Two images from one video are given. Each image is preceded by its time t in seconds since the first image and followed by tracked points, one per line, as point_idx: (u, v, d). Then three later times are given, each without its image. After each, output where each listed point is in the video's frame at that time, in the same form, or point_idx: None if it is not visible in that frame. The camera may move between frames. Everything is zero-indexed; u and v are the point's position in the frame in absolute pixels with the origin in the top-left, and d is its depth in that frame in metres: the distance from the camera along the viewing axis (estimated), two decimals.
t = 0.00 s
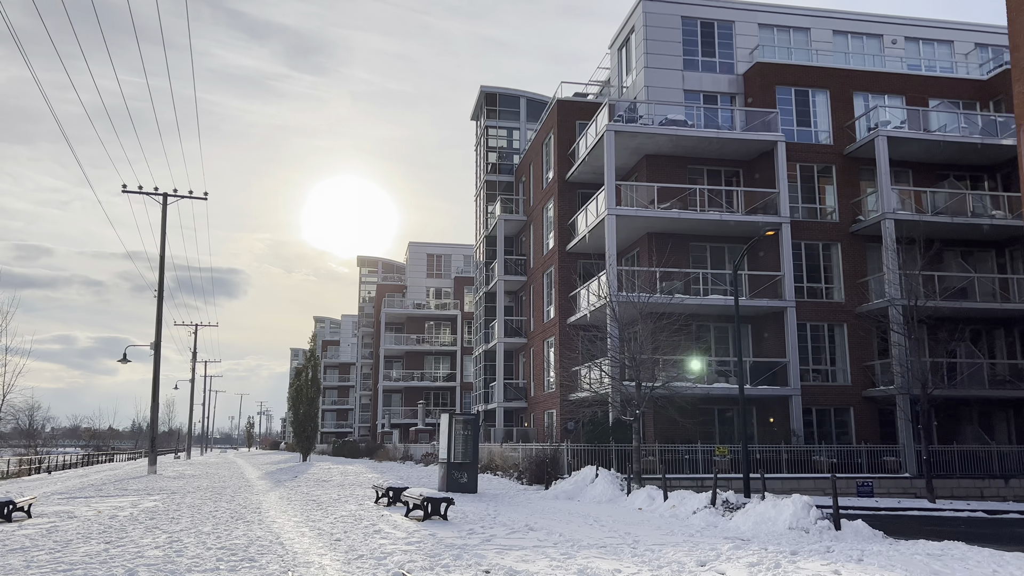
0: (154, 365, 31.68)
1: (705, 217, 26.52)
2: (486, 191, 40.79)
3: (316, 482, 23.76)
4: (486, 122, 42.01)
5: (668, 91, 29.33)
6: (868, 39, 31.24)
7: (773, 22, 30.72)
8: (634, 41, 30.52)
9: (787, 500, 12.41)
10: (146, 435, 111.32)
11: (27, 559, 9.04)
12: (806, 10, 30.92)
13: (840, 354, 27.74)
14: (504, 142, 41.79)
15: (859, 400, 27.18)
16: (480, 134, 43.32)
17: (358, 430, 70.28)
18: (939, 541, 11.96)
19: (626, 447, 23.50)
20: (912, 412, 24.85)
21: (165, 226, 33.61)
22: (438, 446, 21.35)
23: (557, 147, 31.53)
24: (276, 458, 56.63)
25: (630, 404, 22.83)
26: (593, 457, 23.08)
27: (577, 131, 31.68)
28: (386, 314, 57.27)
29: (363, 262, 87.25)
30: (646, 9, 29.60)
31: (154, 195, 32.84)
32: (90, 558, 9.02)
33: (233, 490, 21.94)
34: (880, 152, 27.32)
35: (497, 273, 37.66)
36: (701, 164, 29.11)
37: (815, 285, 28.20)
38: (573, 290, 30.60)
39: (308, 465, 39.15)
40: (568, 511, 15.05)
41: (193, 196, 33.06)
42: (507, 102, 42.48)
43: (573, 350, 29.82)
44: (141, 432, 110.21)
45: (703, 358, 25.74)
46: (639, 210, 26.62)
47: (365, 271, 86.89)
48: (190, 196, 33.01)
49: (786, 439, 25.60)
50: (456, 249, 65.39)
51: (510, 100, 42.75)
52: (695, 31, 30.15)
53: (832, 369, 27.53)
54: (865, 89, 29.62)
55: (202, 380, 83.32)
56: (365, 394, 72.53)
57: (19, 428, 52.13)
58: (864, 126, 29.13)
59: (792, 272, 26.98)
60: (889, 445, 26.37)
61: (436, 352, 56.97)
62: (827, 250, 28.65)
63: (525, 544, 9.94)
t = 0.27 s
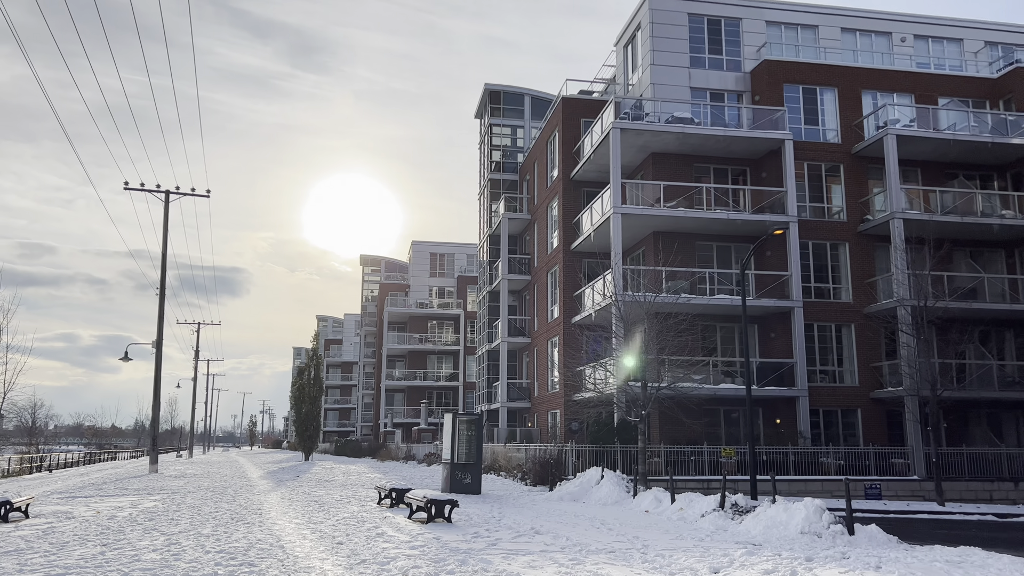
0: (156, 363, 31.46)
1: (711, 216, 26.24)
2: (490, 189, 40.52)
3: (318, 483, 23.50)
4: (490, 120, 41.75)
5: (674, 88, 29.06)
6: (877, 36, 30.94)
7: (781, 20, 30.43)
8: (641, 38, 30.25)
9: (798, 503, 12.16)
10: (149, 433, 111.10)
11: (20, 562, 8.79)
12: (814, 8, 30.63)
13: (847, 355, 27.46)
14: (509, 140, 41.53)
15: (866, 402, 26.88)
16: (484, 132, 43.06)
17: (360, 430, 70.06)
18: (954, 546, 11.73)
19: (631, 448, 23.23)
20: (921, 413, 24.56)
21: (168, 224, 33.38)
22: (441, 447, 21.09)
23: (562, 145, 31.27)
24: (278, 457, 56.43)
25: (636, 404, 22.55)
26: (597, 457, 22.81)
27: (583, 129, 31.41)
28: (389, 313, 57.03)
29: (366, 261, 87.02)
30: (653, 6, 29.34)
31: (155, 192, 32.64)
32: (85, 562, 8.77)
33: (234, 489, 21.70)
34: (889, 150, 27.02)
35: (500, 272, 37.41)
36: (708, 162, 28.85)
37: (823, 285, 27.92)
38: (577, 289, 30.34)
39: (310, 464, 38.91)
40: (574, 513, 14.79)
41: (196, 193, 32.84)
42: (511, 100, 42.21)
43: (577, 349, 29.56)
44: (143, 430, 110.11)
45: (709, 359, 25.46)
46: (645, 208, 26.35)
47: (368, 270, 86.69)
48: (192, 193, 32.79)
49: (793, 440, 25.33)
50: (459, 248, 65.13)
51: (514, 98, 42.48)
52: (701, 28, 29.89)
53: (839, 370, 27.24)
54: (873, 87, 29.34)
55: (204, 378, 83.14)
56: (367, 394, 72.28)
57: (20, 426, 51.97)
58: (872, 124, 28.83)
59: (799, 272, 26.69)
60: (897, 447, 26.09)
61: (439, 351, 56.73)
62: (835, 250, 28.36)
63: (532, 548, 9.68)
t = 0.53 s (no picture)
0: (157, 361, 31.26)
1: (717, 213, 26.03)
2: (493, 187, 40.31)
3: (320, 481, 23.29)
4: (493, 117, 41.52)
5: (680, 84, 28.84)
6: (884, 33, 30.68)
7: (787, 16, 30.19)
8: (646, 34, 30.02)
9: (808, 504, 11.95)
10: (151, 431, 111.00)
11: (15, 561, 8.59)
12: (821, 4, 30.39)
13: (854, 353, 27.23)
14: (512, 137, 41.31)
15: (873, 401, 26.64)
16: (488, 129, 42.84)
17: (363, 428, 69.90)
18: (968, 547, 11.52)
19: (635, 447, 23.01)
20: (928, 413, 24.34)
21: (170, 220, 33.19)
22: (444, 445, 20.87)
23: (566, 142, 31.04)
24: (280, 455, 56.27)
25: (641, 402, 22.33)
26: (602, 456, 22.60)
27: (587, 126, 31.17)
28: (392, 311, 56.84)
29: (368, 259, 86.84)
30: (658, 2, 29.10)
31: (157, 188, 32.45)
32: (81, 561, 8.56)
33: (236, 487, 21.50)
34: (896, 148, 26.77)
35: (504, 269, 37.20)
36: (713, 159, 28.64)
37: (829, 283, 27.69)
38: (581, 287, 30.13)
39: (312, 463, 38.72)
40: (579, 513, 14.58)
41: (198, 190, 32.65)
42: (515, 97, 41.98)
43: (581, 348, 29.36)
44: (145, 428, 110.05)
45: (714, 357, 25.23)
46: (650, 205, 26.12)
47: (371, 268, 86.51)
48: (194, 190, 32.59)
49: (799, 439, 25.11)
50: (462, 247, 64.92)
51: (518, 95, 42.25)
52: (707, 24, 29.65)
53: (845, 369, 27.01)
54: (880, 84, 29.08)
55: (206, 377, 82.98)
56: (370, 392, 72.10)
57: (22, 423, 51.83)
58: (879, 122, 28.56)
59: (806, 269, 26.47)
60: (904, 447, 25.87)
61: (441, 350, 56.55)
62: (841, 248, 28.13)
63: (538, 548, 9.47)
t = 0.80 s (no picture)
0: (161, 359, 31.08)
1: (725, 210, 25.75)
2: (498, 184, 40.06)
3: (323, 481, 23.07)
4: (498, 114, 41.26)
5: (687, 81, 28.54)
6: (893, 28, 30.36)
7: (796, 11, 29.88)
8: (653, 30, 29.72)
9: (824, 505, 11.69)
10: (155, 430, 111.05)
11: (11, 564, 8.36)
12: None
13: (863, 352, 26.93)
14: (517, 135, 41.04)
15: (882, 401, 26.32)
16: (493, 126, 42.57)
17: (366, 427, 69.73)
18: (989, 549, 11.24)
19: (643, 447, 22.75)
20: (938, 413, 24.03)
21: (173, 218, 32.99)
22: (449, 444, 20.62)
23: (572, 139, 30.75)
24: (284, 454, 56.13)
25: (648, 402, 22.05)
26: (608, 456, 22.34)
27: (593, 122, 30.88)
28: (396, 310, 56.64)
29: (372, 258, 86.63)
30: None
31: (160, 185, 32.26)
32: (79, 564, 8.33)
33: (239, 487, 21.28)
34: (907, 144, 26.45)
35: (509, 267, 36.94)
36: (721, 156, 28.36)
37: (838, 281, 27.38)
38: (587, 285, 29.87)
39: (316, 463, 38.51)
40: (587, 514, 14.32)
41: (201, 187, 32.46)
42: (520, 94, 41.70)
43: (587, 346, 29.10)
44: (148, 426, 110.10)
45: (722, 356, 24.95)
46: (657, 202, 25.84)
47: (374, 267, 86.31)
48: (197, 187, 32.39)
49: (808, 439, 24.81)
50: (466, 245, 64.69)
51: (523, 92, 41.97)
52: (715, 19, 29.35)
53: (855, 368, 26.71)
54: (890, 80, 28.76)
55: (211, 375, 82.87)
56: (374, 392, 71.95)
57: (26, 422, 51.77)
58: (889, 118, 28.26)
59: (815, 267, 26.17)
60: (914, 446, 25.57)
61: (445, 348, 56.35)
62: (850, 246, 27.82)
63: (548, 551, 9.21)
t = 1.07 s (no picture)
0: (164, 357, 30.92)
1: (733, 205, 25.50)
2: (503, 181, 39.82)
3: (328, 479, 22.89)
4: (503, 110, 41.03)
5: (694, 75, 28.28)
6: (902, 22, 30.06)
7: (804, 5, 29.60)
8: (659, 24, 29.46)
9: (839, 504, 11.45)
10: (159, 428, 111.09)
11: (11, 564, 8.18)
12: None
13: (872, 349, 26.68)
14: (522, 131, 40.80)
15: (892, 397, 26.05)
16: (498, 123, 42.35)
17: (371, 425, 69.60)
18: (1008, 548, 11.01)
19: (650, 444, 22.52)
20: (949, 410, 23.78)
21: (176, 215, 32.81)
22: (455, 442, 20.41)
23: (578, 134, 30.49)
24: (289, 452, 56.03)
25: (655, 399, 21.82)
26: (615, 453, 22.12)
27: (599, 117, 30.62)
28: (400, 307, 56.45)
29: (376, 255, 86.44)
30: None
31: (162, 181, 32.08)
32: (80, 564, 8.14)
33: (244, 485, 21.11)
34: (916, 139, 26.17)
35: (514, 264, 36.72)
36: (728, 151, 28.11)
37: (847, 277, 27.12)
38: (593, 282, 29.64)
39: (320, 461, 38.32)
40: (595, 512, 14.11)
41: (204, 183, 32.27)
42: (525, 90, 41.47)
43: (593, 343, 28.88)
44: (153, 424, 110.11)
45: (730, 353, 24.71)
46: (664, 198, 25.60)
47: (378, 265, 86.12)
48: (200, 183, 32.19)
49: (817, 436, 24.56)
50: (471, 242, 64.45)
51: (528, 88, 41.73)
52: (722, 13, 29.09)
53: (864, 364, 26.45)
54: (899, 73, 28.47)
55: (215, 373, 82.78)
56: (378, 390, 71.83)
57: (30, 419, 51.72)
58: (898, 112, 27.98)
59: (823, 263, 25.92)
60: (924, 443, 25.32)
61: (450, 346, 56.16)
62: (859, 241, 27.56)
63: (559, 551, 9.01)
